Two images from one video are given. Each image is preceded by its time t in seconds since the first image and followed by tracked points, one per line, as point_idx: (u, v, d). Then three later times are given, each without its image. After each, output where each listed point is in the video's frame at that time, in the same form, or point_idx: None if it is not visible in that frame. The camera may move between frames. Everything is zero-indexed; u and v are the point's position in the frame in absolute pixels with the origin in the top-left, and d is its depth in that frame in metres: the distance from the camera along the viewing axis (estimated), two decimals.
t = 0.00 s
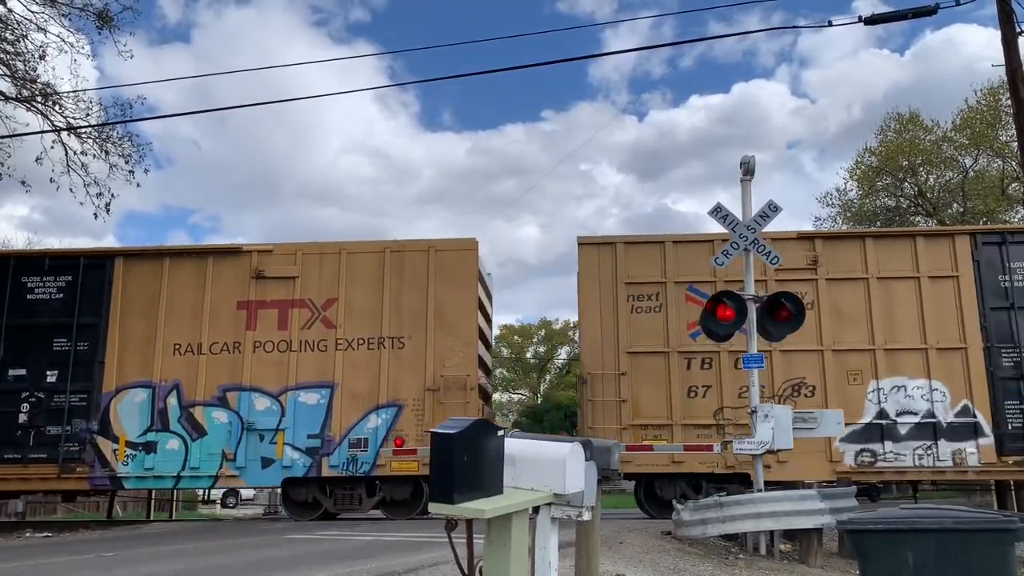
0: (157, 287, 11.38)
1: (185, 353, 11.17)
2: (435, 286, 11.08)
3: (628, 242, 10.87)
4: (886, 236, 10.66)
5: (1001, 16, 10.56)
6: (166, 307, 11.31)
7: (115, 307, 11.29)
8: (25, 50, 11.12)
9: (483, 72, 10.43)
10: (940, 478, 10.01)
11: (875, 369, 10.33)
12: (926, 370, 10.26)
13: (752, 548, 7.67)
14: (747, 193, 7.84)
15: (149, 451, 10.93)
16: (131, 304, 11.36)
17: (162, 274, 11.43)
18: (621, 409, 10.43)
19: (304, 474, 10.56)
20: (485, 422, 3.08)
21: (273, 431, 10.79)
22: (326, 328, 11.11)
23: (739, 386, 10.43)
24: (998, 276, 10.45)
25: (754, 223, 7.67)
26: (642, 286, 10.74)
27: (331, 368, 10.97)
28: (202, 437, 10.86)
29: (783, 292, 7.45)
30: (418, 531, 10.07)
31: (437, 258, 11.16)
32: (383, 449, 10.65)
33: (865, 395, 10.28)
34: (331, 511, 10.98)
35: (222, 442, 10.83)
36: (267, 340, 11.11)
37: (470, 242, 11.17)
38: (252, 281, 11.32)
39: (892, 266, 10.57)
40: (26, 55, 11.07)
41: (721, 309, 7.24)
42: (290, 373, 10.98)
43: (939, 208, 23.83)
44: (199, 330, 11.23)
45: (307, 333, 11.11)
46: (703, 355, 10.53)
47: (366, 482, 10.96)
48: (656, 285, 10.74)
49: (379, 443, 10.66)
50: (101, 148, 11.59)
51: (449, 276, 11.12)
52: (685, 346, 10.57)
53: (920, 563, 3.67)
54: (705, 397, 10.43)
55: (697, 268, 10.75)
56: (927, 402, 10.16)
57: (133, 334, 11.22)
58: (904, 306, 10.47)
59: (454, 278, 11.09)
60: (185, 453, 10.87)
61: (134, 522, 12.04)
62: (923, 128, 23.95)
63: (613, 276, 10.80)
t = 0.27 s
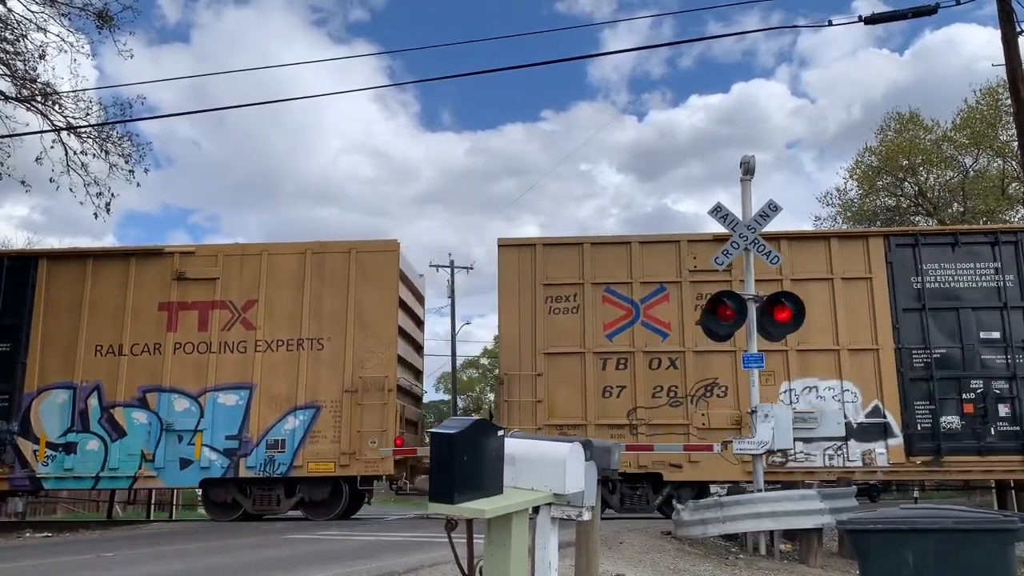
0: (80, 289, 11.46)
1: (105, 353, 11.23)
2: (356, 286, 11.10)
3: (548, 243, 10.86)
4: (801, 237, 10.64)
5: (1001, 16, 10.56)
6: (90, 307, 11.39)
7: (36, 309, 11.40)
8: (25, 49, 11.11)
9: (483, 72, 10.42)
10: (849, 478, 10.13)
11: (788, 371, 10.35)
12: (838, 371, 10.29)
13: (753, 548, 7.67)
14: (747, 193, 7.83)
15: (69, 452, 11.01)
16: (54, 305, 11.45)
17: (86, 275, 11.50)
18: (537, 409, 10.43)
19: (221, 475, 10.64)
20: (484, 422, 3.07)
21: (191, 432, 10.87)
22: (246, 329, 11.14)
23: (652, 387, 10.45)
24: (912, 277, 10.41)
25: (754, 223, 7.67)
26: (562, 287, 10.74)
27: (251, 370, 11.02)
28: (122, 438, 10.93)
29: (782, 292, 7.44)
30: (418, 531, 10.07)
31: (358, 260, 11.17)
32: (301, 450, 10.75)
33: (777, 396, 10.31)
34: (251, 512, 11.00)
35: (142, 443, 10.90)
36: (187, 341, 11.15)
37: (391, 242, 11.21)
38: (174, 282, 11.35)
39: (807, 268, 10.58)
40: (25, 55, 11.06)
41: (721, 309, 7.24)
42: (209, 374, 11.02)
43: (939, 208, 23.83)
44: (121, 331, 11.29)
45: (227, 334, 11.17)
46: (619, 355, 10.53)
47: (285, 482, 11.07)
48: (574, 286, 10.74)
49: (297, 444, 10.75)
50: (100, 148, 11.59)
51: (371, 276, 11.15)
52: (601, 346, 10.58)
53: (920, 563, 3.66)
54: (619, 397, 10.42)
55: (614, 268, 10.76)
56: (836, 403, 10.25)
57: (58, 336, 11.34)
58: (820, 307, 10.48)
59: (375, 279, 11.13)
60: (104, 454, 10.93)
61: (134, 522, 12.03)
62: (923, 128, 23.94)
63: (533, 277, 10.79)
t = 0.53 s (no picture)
0: (6, 292, 11.60)
1: (28, 355, 11.36)
2: (277, 288, 11.20)
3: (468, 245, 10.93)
4: (716, 240, 10.71)
5: (1001, 16, 10.56)
6: (14, 310, 11.52)
7: None
8: (25, 49, 11.11)
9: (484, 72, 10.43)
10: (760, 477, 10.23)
11: (701, 372, 10.42)
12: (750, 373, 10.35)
13: (752, 548, 7.67)
14: (747, 193, 7.83)
15: None
16: None
17: (11, 278, 11.63)
18: (453, 410, 10.51)
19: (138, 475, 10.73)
20: (484, 421, 3.07)
21: (111, 433, 10.94)
22: (167, 331, 11.23)
23: (568, 387, 10.51)
24: (827, 280, 10.46)
25: (754, 223, 7.67)
26: (483, 289, 10.80)
27: (172, 372, 11.10)
28: (43, 439, 11.03)
29: (782, 292, 7.44)
30: (418, 532, 10.07)
31: (279, 262, 11.29)
32: (220, 451, 10.80)
33: (690, 398, 10.37)
34: (169, 513, 11.04)
35: (62, 444, 10.99)
36: (110, 343, 11.23)
37: (314, 245, 11.31)
38: (97, 284, 11.46)
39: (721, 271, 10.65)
40: (25, 55, 11.06)
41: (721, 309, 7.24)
42: (130, 376, 11.11)
43: (939, 208, 23.82)
44: (46, 334, 11.39)
45: (149, 336, 11.25)
46: (536, 355, 10.61)
47: (205, 483, 11.10)
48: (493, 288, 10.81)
49: (214, 445, 10.81)
50: (100, 148, 11.59)
51: (292, 278, 11.24)
52: (519, 348, 10.65)
53: (921, 564, 3.66)
54: (536, 398, 10.50)
55: (533, 270, 10.84)
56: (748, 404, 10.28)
57: None
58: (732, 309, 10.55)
59: (295, 282, 11.23)
60: (25, 455, 11.03)
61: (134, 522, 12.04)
62: (923, 128, 23.94)
63: (454, 278, 10.86)
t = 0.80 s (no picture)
0: None
1: None
2: (207, 290, 11.21)
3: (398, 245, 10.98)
4: (642, 241, 10.77)
5: (1001, 16, 10.56)
6: None
7: None
8: (25, 49, 11.12)
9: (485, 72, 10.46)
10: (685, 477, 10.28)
11: (625, 373, 10.44)
12: (673, 373, 10.38)
13: (752, 548, 7.67)
14: (747, 193, 7.84)
15: None
16: None
17: None
18: (380, 411, 10.55)
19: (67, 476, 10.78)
20: (484, 421, 3.08)
21: (42, 433, 10.99)
22: (99, 332, 11.24)
23: (495, 389, 10.56)
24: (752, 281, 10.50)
25: (754, 223, 7.67)
26: (411, 289, 10.84)
27: (104, 372, 11.11)
28: None
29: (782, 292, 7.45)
30: (417, 531, 10.08)
31: (213, 263, 11.30)
32: (149, 452, 10.85)
33: (615, 398, 10.40)
34: (99, 512, 11.14)
35: None
36: (42, 344, 11.25)
37: (243, 247, 11.32)
38: (30, 285, 11.44)
39: (647, 271, 10.69)
40: (25, 55, 11.07)
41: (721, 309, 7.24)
42: (62, 376, 11.13)
43: (939, 208, 23.81)
44: None
45: (81, 337, 11.25)
46: (464, 356, 10.67)
47: (135, 484, 11.15)
48: (423, 288, 10.85)
49: (144, 445, 10.86)
50: (100, 148, 11.59)
51: (222, 279, 11.25)
52: (448, 348, 10.71)
53: (920, 563, 3.66)
54: (463, 398, 10.56)
55: (462, 271, 10.89)
56: (673, 405, 10.30)
57: None
58: (657, 310, 10.59)
59: (225, 283, 11.23)
60: None
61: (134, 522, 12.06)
62: (923, 128, 23.94)
63: (383, 278, 10.90)
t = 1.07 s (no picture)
0: None
1: None
2: (129, 292, 11.23)
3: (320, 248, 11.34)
4: (562, 244, 11.12)
5: (1001, 16, 10.56)
6: None
7: None
8: (25, 49, 11.12)
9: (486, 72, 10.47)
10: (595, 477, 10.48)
11: (542, 373, 10.81)
12: (588, 373, 10.72)
13: (752, 547, 7.67)
14: (747, 192, 7.83)
15: None
16: None
17: None
18: (298, 412, 10.93)
19: None
20: (484, 421, 3.08)
21: None
22: (23, 333, 11.30)
23: (414, 389, 10.94)
24: (666, 283, 10.86)
25: (754, 223, 7.67)
26: (332, 291, 11.24)
27: (25, 374, 11.14)
28: None
29: (782, 292, 7.45)
30: (417, 531, 10.08)
31: (134, 265, 11.33)
32: (68, 453, 10.86)
33: (531, 398, 10.76)
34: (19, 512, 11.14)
35: None
36: None
37: (165, 249, 11.34)
38: None
39: (566, 274, 11.04)
40: (25, 55, 11.07)
41: (721, 309, 7.23)
42: None
43: (939, 208, 23.79)
44: None
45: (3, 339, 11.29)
46: (383, 357, 11.05)
47: (55, 485, 11.16)
48: (343, 290, 11.25)
49: (63, 447, 10.86)
50: (100, 148, 11.59)
51: (145, 281, 11.29)
52: (367, 349, 11.09)
53: (920, 563, 3.66)
54: (381, 399, 10.93)
55: (386, 273, 11.26)
56: (587, 406, 10.63)
57: None
58: (574, 312, 10.93)
59: (147, 285, 11.26)
60: None
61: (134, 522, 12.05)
62: (923, 128, 23.94)
63: (304, 279, 11.28)
